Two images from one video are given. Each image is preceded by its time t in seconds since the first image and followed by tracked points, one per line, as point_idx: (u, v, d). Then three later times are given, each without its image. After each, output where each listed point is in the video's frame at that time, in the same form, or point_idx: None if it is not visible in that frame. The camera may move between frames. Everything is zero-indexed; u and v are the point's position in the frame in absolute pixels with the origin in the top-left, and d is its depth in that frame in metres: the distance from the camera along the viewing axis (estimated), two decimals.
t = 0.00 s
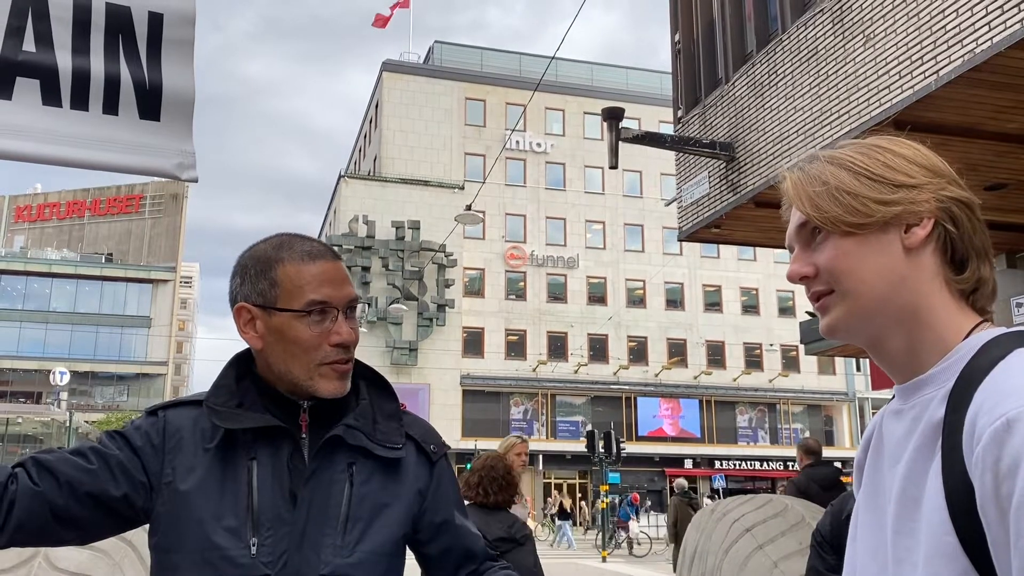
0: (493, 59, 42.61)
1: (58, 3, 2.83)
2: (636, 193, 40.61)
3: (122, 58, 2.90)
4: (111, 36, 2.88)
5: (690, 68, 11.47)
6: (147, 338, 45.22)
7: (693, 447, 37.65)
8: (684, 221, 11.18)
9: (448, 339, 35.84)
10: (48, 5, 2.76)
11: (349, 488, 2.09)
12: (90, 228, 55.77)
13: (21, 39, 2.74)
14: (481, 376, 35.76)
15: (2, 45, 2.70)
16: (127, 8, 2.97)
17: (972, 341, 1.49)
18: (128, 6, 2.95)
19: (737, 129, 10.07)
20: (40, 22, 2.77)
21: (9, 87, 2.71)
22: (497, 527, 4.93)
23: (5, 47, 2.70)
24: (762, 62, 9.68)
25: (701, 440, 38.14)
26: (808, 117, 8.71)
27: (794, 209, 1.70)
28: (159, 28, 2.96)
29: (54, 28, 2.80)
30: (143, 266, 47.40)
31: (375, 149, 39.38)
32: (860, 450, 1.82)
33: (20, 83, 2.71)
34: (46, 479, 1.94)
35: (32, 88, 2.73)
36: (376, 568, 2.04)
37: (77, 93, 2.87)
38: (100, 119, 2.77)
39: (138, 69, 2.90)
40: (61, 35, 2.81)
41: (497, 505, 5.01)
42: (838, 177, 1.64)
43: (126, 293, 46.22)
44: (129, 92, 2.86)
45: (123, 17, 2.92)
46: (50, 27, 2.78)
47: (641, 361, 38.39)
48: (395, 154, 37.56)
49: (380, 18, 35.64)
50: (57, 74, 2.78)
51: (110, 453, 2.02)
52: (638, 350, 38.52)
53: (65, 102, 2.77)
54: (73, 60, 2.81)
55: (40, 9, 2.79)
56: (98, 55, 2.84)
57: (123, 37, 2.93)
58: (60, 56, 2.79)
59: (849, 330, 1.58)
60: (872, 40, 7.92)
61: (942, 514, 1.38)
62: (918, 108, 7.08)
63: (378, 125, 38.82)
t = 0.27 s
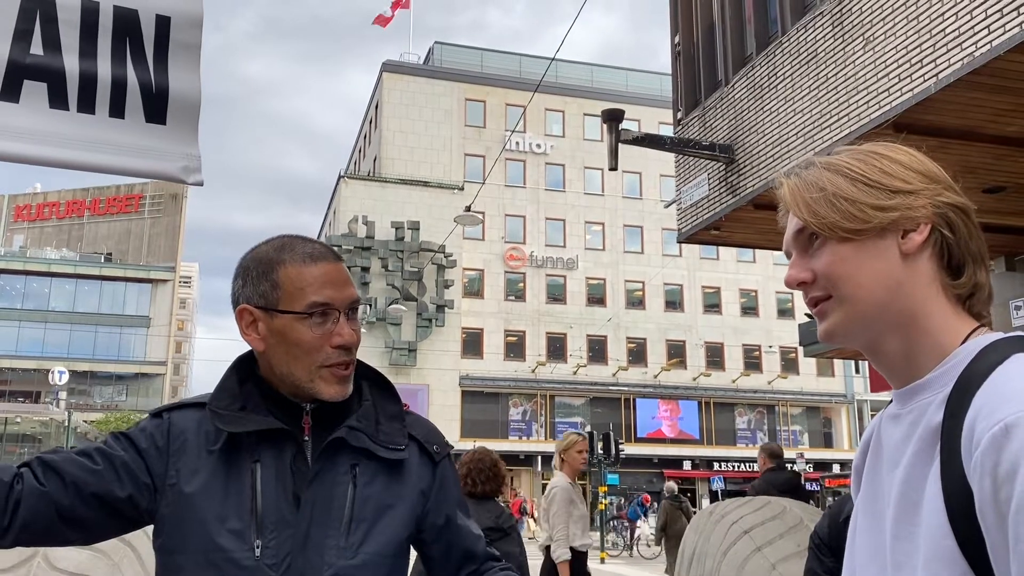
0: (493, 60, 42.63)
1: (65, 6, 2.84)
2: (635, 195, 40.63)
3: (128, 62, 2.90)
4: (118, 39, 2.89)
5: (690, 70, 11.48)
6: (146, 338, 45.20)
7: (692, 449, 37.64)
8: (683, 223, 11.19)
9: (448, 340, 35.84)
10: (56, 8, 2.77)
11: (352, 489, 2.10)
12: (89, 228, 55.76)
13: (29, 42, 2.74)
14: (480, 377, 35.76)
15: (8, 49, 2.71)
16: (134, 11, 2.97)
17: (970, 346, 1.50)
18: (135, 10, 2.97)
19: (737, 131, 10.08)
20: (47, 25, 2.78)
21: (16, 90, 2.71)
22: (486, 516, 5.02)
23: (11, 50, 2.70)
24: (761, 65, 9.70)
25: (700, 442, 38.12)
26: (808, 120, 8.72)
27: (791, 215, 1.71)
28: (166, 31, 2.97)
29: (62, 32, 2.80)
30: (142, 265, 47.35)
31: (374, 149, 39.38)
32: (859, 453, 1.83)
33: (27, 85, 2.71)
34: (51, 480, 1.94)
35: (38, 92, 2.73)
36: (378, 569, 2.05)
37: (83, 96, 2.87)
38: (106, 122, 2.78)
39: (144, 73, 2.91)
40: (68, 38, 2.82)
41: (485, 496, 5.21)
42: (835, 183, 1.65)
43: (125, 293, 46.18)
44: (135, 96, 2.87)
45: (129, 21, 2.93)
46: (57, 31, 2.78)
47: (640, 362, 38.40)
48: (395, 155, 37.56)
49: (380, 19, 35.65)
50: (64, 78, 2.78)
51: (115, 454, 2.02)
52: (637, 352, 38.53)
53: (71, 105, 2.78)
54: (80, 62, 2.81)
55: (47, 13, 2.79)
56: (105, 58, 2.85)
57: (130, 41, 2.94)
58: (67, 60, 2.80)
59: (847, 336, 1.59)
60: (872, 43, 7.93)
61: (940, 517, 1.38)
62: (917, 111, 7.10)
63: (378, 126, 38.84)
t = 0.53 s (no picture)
0: (493, 61, 42.66)
1: (74, 12, 2.84)
2: (635, 196, 40.67)
3: (136, 67, 2.91)
4: (125, 45, 2.90)
5: (689, 72, 11.50)
6: (145, 338, 45.19)
7: (691, 450, 37.65)
8: (682, 224, 11.20)
9: (447, 340, 35.84)
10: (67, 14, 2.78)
11: (357, 490, 2.12)
12: (89, 227, 55.76)
13: (38, 47, 2.74)
14: (480, 378, 35.78)
15: (18, 54, 2.70)
16: (143, 16, 2.98)
17: (966, 351, 1.51)
18: (144, 15, 2.98)
19: (737, 133, 10.10)
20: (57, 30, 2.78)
21: (25, 94, 2.70)
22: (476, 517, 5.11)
23: (21, 55, 2.69)
24: (761, 67, 9.72)
25: (698, 443, 38.13)
26: (808, 122, 8.74)
27: (789, 221, 1.72)
28: (174, 37, 2.98)
29: (71, 38, 2.81)
30: (142, 265, 47.35)
31: (374, 149, 39.40)
32: (858, 457, 1.84)
33: (35, 90, 2.70)
34: (61, 480, 1.95)
35: (47, 96, 2.72)
36: (382, 570, 2.06)
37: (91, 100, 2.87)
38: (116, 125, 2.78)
39: (152, 77, 2.91)
40: (77, 44, 2.82)
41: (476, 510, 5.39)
42: (833, 191, 1.67)
43: (124, 292, 46.18)
44: (143, 100, 2.87)
45: (138, 26, 2.94)
46: (67, 37, 2.79)
47: (639, 362, 38.42)
48: (395, 155, 37.57)
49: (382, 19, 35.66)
50: (73, 82, 2.78)
51: (123, 455, 2.04)
52: (636, 353, 38.56)
53: (80, 109, 2.77)
54: (88, 68, 2.82)
55: (57, 18, 2.80)
56: (113, 63, 2.85)
57: (137, 46, 2.94)
58: (76, 64, 2.80)
59: (845, 341, 1.60)
60: (871, 45, 7.95)
61: (938, 520, 1.40)
62: (917, 113, 7.12)
63: (377, 126, 38.87)
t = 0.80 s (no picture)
0: (493, 61, 42.69)
1: (88, 18, 2.84)
2: (635, 196, 40.71)
3: (148, 73, 2.91)
4: (138, 51, 2.90)
5: (689, 74, 11.53)
6: (144, 337, 45.18)
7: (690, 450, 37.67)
8: (682, 225, 11.23)
9: (446, 341, 35.85)
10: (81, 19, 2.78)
11: (363, 490, 2.14)
12: (88, 226, 55.74)
13: (52, 53, 2.75)
14: (479, 378, 35.79)
15: (33, 59, 2.70)
16: (155, 21, 2.98)
17: (959, 354, 1.54)
18: (155, 20, 2.96)
19: (736, 134, 10.13)
20: (71, 37, 2.78)
21: (40, 99, 2.70)
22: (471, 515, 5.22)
23: (36, 60, 2.70)
24: (761, 69, 9.74)
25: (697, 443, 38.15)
26: (807, 124, 8.77)
27: (786, 228, 1.75)
28: (187, 42, 2.98)
29: (86, 44, 2.81)
30: (141, 264, 47.35)
31: (374, 149, 39.41)
32: (853, 458, 1.87)
33: (50, 95, 2.71)
34: (73, 477, 1.97)
35: (62, 101, 2.73)
36: (388, 568, 2.09)
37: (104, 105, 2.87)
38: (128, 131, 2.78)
39: (164, 81, 2.91)
40: (91, 49, 2.82)
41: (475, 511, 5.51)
42: (830, 198, 1.69)
43: (123, 291, 46.16)
44: (154, 104, 2.87)
45: (150, 32, 2.93)
46: (81, 43, 2.79)
47: (638, 363, 38.44)
48: (394, 155, 37.57)
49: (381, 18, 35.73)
50: (86, 87, 2.78)
51: (133, 452, 2.06)
52: (636, 353, 38.58)
53: (93, 114, 2.78)
54: (102, 73, 2.82)
55: (72, 24, 2.80)
56: (126, 69, 2.86)
57: (149, 52, 2.94)
58: (90, 69, 2.80)
59: (841, 345, 1.63)
60: (871, 48, 7.98)
61: (931, 519, 1.42)
62: (916, 116, 7.15)
63: (377, 126, 38.89)
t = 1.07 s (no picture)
0: (494, 62, 42.72)
1: (104, 27, 2.87)
2: (635, 197, 40.75)
3: (163, 81, 2.94)
4: (153, 60, 2.92)
5: (690, 76, 11.58)
6: (144, 337, 45.23)
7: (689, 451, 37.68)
8: (683, 227, 11.27)
9: (446, 341, 35.88)
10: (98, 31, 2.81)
11: (371, 489, 2.19)
12: (88, 226, 55.83)
13: (70, 62, 2.77)
14: (479, 379, 35.82)
15: (52, 69, 2.74)
16: (170, 31, 3.00)
17: (953, 358, 1.59)
18: (170, 31, 2.99)
19: (737, 136, 10.17)
20: (89, 47, 2.81)
21: (59, 108, 2.73)
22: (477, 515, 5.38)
23: (55, 70, 2.74)
24: (761, 71, 9.78)
25: (697, 444, 38.16)
26: (807, 126, 8.81)
27: (787, 235, 1.79)
28: (201, 50, 3.00)
29: (102, 53, 2.84)
30: (141, 264, 47.39)
31: (375, 149, 39.43)
32: (852, 458, 1.91)
33: (68, 104, 2.74)
34: (89, 476, 2.02)
35: (79, 109, 2.76)
36: (396, 566, 2.13)
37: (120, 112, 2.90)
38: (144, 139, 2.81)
39: (178, 90, 2.93)
40: (107, 58, 2.85)
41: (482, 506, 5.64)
42: (829, 208, 1.73)
43: (124, 291, 46.23)
44: (169, 112, 2.90)
45: (164, 42, 2.96)
46: (98, 53, 2.82)
47: (638, 364, 38.47)
48: (395, 155, 37.60)
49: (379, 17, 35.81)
50: (103, 95, 2.81)
51: (148, 452, 2.11)
52: (636, 354, 38.62)
53: (109, 121, 2.81)
54: (118, 81, 2.84)
55: (89, 34, 2.83)
56: (142, 77, 2.89)
57: (163, 60, 2.96)
58: (107, 78, 2.83)
59: (840, 349, 1.67)
60: (871, 50, 8.03)
61: (926, 516, 1.47)
62: (915, 118, 7.19)
63: (378, 126, 38.93)
